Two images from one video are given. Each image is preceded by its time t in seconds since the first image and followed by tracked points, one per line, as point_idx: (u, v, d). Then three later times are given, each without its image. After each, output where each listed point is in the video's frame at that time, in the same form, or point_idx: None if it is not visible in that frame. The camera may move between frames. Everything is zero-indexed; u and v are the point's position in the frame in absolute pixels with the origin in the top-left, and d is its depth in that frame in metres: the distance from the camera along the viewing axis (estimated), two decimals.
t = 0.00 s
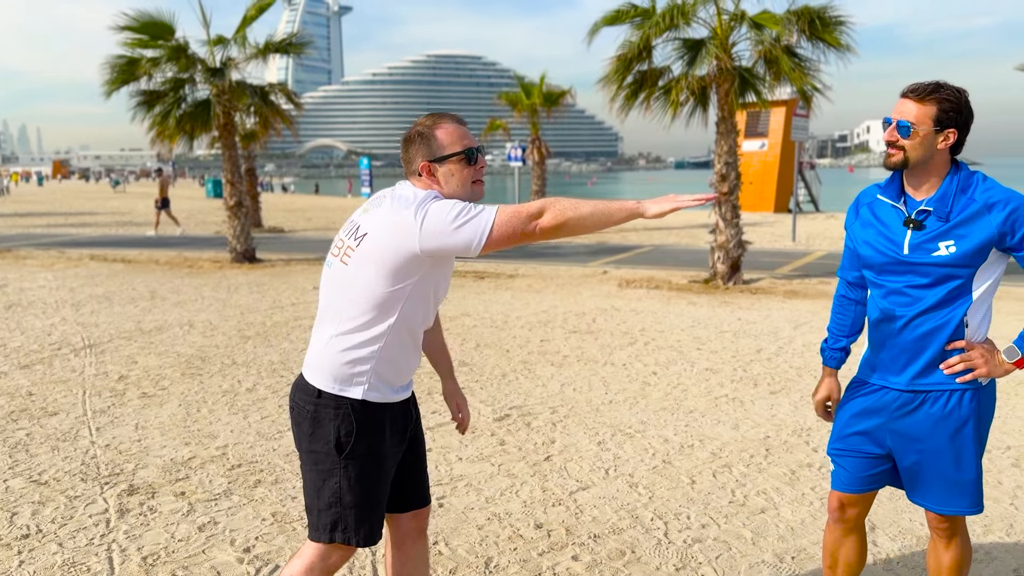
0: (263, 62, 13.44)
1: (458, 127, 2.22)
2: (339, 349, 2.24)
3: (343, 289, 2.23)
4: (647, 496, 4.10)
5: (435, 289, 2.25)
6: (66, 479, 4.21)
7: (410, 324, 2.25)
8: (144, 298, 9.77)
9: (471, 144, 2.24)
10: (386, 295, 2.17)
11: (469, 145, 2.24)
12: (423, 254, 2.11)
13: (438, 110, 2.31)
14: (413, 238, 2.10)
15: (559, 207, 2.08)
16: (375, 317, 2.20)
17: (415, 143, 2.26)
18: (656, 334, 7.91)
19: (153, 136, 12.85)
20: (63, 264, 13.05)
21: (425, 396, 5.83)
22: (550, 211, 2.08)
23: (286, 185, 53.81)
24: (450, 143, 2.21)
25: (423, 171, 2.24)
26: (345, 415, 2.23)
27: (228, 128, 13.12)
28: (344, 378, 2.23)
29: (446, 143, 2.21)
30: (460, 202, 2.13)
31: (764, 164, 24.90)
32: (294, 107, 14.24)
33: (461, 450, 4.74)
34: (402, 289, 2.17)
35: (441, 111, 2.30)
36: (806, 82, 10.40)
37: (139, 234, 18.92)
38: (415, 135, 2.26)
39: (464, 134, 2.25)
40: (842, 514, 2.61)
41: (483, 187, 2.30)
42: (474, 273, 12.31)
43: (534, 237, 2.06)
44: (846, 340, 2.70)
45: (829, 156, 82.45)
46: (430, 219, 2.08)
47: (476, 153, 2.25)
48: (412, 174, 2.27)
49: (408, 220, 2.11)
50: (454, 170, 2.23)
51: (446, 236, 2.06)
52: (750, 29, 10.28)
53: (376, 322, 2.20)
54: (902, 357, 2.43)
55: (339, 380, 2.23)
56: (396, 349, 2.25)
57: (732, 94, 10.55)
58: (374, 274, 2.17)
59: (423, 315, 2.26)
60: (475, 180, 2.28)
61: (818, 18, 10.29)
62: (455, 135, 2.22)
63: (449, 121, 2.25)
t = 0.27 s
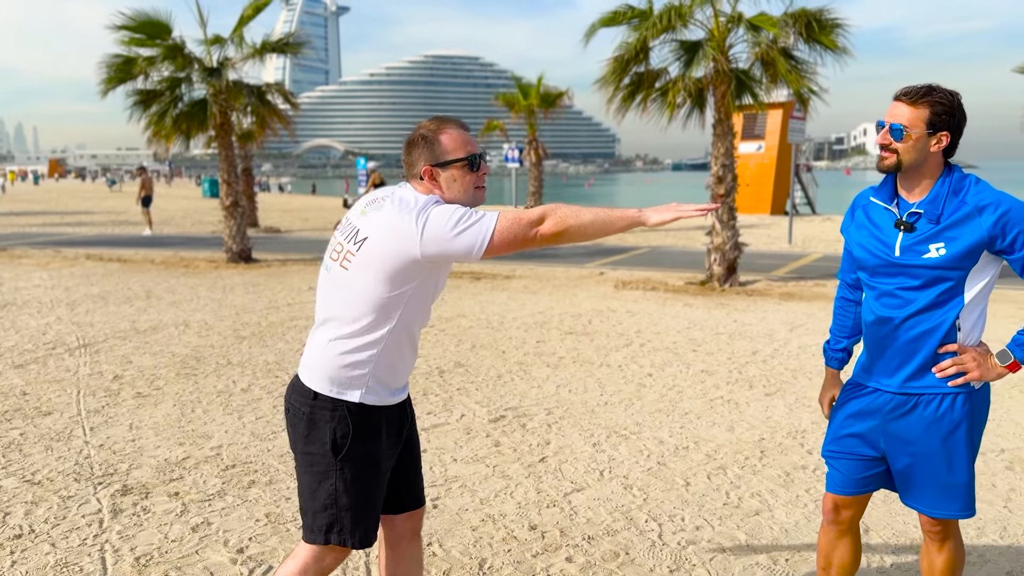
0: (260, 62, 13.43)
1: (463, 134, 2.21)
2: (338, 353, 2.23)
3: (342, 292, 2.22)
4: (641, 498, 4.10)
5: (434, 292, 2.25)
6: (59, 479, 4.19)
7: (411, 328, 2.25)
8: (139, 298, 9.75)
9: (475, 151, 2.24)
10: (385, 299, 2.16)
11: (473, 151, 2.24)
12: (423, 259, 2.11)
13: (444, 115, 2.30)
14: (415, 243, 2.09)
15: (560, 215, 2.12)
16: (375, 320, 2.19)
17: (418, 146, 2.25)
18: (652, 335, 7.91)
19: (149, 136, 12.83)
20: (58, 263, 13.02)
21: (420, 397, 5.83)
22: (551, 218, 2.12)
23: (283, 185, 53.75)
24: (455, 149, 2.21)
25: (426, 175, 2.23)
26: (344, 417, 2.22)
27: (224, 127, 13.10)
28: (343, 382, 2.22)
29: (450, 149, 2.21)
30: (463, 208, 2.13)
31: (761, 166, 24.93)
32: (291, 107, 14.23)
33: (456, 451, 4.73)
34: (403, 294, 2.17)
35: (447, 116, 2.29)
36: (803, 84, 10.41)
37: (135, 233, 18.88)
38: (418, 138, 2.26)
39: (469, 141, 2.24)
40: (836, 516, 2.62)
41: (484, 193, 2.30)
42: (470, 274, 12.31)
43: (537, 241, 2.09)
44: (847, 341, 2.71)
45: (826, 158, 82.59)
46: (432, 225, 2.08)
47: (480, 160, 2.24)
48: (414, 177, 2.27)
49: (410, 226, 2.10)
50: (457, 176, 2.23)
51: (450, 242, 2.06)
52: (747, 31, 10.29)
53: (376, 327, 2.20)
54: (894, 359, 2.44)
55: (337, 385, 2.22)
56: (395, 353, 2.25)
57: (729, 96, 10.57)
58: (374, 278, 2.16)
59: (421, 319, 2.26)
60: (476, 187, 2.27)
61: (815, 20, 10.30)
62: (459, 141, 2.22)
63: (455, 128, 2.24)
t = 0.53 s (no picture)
0: (258, 61, 13.42)
1: (458, 140, 2.20)
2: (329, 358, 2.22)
3: (332, 298, 2.21)
4: (634, 500, 4.10)
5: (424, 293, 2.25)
6: (52, 478, 4.18)
7: (402, 330, 2.25)
8: (135, 297, 9.74)
9: (469, 159, 2.23)
10: (375, 303, 2.16)
11: (468, 159, 2.23)
12: (412, 263, 2.10)
13: (443, 119, 2.29)
14: (403, 247, 2.08)
15: (549, 221, 2.08)
16: (366, 324, 2.19)
17: (413, 147, 2.24)
18: (648, 337, 7.92)
19: (147, 135, 12.81)
20: (54, 262, 13.00)
21: (415, 398, 5.82)
22: (540, 224, 2.08)
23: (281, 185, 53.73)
24: (449, 155, 2.20)
25: (418, 178, 2.23)
26: (337, 419, 2.22)
27: (222, 127, 13.09)
28: (336, 386, 2.22)
29: (445, 155, 2.20)
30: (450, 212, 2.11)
31: (759, 169, 24.95)
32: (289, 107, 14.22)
33: (450, 452, 4.73)
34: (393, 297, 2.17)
35: (445, 120, 2.28)
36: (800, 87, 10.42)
37: (132, 232, 18.86)
38: (413, 140, 2.24)
39: (464, 149, 2.23)
40: (829, 520, 2.61)
41: (475, 201, 2.29)
42: (467, 275, 12.31)
43: (525, 249, 2.05)
44: (834, 343, 2.71)
45: (824, 161, 82.69)
46: (421, 230, 2.07)
47: (474, 168, 2.23)
48: (406, 178, 2.26)
49: (399, 231, 2.09)
50: (449, 182, 2.22)
51: (438, 246, 2.05)
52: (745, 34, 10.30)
53: (368, 331, 2.20)
54: (886, 362, 2.44)
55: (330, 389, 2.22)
56: (387, 354, 2.26)
57: (727, 98, 10.58)
58: (364, 283, 2.15)
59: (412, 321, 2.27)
60: (468, 194, 2.26)
61: (813, 24, 10.31)
62: (455, 148, 2.21)
63: (451, 134, 2.23)
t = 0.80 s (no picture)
0: (259, 61, 13.42)
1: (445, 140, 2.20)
2: (297, 354, 2.22)
3: (297, 294, 2.22)
4: (631, 502, 4.09)
5: (389, 286, 2.22)
6: (48, 478, 4.17)
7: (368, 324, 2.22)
8: (134, 296, 9.74)
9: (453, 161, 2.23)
10: (334, 294, 2.15)
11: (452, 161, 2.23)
12: (364, 250, 2.08)
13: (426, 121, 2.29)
14: (354, 234, 2.08)
15: (504, 213, 1.99)
16: (330, 317, 2.18)
17: (397, 143, 2.21)
18: (647, 339, 7.90)
19: (147, 134, 12.81)
20: (54, 261, 13.00)
21: (413, 399, 5.81)
22: (495, 218, 1.99)
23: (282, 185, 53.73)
24: (435, 154, 2.19)
25: (401, 173, 2.19)
26: (308, 421, 2.20)
27: (222, 126, 13.09)
28: (303, 382, 2.20)
29: (431, 153, 2.19)
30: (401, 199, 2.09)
31: (760, 170, 24.94)
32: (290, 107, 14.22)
33: (447, 454, 4.72)
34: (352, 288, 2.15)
35: (428, 122, 2.28)
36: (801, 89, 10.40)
37: (133, 231, 18.86)
38: (398, 135, 2.22)
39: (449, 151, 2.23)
40: (824, 524, 2.60)
41: (455, 202, 2.28)
42: (466, 275, 12.30)
43: (478, 243, 1.97)
44: (829, 347, 2.71)
45: (825, 163, 82.65)
46: (370, 215, 2.05)
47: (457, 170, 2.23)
48: (388, 174, 2.22)
49: (349, 217, 2.09)
50: (433, 181, 2.20)
51: (385, 230, 2.02)
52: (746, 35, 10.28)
53: (330, 323, 2.18)
54: (883, 366, 2.43)
55: (298, 386, 2.21)
56: (354, 349, 2.22)
57: (727, 100, 10.56)
58: (323, 275, 2.16)
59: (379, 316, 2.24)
60: (449, 195, 2.25)
61: (814, 25, 10.30)
62: (440, 147, 2.21)
63: (436, 134, 2.23)
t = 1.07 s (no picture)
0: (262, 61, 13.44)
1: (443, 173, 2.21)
2: (271, 361, 2.22)
3: (279, 301, 2.22)
4: (630, 504, 4.09)
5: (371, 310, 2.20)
6: (48, 478, 4.18)
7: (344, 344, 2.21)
8: (136, 295, 9.75)
9: (449, 193, 2.24)
10: (312, 309, 2.14)
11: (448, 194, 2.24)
12: (349, 272, 2.07)
13: (419, 150, 2.29)
14: (342, 253, 2.07)
15: (491, 241, 2.01)
16: (306, 331, 2.17)
17: (395, 175, 2.20)
18: (648, 340, 7.90)
19: (150, 133, 12.83)
20: (57, 259, 13.03)
21: (413, 399, 5.81)
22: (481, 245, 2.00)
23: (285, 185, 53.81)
24: (433, 187, 2.19)
25: (399, 205, 2.18)
26: (278, 433, 2.20)
27: (225, 126, 13.11)
28: (273, 390, 2.21)
29: (429, 186, 2.19)
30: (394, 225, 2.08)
31: (763, 171, 24.92)
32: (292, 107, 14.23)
33: (447, 455, 4.72)
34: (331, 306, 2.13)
35: (422, 152, 2.28)
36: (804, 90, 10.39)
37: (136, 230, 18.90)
38: (396, 167, 2.20)
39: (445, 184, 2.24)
40: (822, 529, 2.60)
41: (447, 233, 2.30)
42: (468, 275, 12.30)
43: (465, 270, 1.97)
44: (828, 350, 2.71)
45: (829, 164, 82.58)
46: (361, 238, 2.05)
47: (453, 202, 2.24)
48: (384, 205, 2.21)
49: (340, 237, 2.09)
50: (430, 214, 2.20)
51: (374, 255, 2.01)
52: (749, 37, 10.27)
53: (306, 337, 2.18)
54: (880, 370, 2.43)
55: (268, 394, 2.22)
56: (325, 368, 2.21)
57: (729, 101, 10.55)
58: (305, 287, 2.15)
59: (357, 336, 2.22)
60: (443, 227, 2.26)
61: (816, 27, 10.29)
62: (437, 181, 2.21)
63: (432, 167, 2.23)
